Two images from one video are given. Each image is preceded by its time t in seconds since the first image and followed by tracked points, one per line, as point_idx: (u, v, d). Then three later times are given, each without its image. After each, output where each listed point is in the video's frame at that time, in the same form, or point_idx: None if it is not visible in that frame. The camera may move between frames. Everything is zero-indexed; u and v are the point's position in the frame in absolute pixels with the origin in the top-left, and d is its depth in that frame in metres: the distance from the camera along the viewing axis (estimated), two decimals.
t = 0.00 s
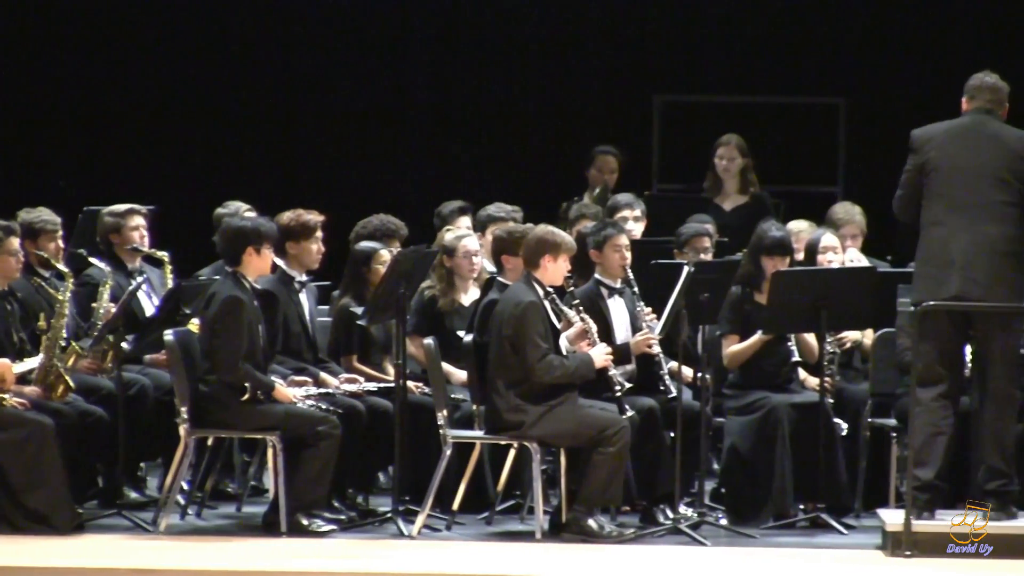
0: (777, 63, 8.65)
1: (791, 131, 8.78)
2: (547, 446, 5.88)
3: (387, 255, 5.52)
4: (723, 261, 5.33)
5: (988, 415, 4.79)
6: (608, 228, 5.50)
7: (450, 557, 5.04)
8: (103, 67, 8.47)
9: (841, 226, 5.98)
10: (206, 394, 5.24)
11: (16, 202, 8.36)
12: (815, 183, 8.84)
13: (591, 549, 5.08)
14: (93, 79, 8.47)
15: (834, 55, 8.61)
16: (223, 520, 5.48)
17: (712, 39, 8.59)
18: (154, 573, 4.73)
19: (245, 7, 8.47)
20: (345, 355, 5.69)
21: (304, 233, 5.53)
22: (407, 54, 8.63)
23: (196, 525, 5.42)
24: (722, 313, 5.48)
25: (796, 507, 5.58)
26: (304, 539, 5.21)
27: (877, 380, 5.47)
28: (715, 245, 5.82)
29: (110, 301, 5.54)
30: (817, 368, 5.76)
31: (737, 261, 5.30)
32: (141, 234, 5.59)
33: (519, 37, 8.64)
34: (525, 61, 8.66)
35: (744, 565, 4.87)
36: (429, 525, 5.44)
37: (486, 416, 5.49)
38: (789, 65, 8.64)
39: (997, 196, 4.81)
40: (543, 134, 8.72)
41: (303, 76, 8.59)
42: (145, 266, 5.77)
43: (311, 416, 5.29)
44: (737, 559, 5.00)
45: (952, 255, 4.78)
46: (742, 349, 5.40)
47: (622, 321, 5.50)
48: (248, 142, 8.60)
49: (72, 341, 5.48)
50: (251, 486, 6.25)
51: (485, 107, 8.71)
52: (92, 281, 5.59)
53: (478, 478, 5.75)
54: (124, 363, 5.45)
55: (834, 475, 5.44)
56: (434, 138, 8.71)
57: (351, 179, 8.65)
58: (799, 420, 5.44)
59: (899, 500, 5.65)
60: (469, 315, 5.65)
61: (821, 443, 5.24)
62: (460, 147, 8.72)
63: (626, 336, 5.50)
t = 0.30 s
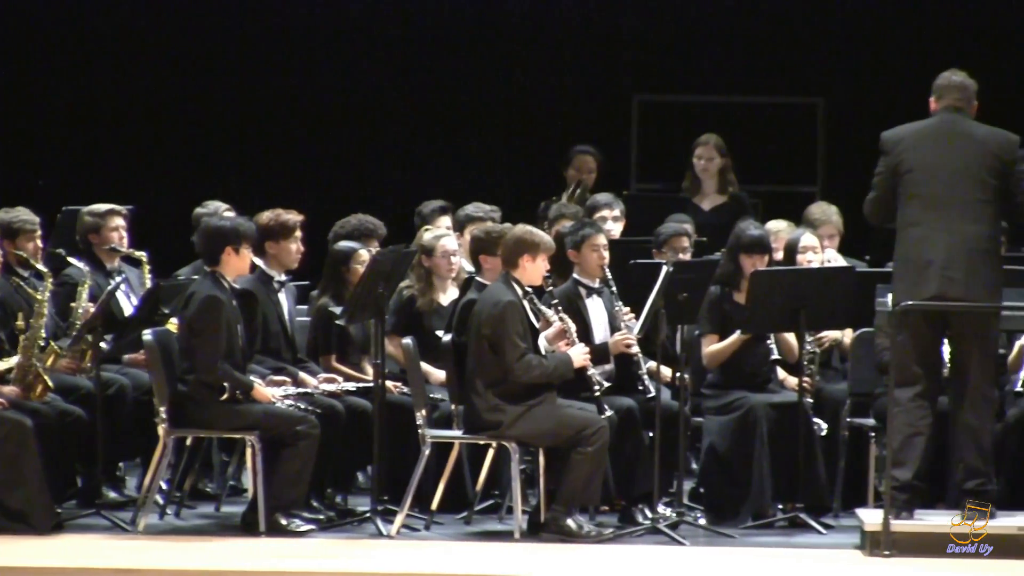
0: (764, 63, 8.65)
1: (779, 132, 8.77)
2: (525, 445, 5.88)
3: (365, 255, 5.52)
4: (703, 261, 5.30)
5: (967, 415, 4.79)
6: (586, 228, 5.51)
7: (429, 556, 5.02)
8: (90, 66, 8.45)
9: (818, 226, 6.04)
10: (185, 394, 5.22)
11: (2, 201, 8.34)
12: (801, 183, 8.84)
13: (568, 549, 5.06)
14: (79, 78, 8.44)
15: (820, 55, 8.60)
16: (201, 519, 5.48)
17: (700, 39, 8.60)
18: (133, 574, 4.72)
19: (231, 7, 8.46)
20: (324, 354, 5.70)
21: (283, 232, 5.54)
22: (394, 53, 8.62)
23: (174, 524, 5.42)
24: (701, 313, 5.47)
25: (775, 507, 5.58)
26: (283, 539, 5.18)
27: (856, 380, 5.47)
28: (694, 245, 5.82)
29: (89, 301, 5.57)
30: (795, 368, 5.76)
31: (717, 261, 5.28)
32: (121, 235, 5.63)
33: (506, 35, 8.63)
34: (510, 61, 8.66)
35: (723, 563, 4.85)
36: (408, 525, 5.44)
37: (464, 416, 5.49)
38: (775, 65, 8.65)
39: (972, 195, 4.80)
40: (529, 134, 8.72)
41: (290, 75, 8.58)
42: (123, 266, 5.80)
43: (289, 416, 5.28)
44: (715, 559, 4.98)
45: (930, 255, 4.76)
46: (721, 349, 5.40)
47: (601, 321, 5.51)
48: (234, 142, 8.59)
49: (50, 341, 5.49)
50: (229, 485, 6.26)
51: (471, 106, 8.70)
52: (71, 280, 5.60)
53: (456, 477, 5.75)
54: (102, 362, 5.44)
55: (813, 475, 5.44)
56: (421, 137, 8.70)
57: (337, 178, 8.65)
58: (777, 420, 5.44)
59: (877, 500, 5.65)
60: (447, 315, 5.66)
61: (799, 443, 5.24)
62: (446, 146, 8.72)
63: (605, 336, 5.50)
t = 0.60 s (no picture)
0: (751, 63, 8.68)
1: (766, 132, 8.82)
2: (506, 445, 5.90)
3: (346, 254, 5.55)
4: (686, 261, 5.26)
5: (945, 415, 4.79)
6: (566, 228, 5.52)
7: (410, 555, 5.02)
8: (78, 66, 8.46)
9: (799, 225, 6.10)
10: (166, 393, 5.21)
11: None
12: (789, 183, 8.86)
13: (549, 549, 5.05)
14: (67, 78, 8.45)
15: (807, 54, 8.61)
16: (182, 519, 5.49)
17: (686, 39, 8.65)
18: (113, 573, 4.71)
19: (219, 7, 8.50)
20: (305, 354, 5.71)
21: (263, 232, 5.55)
22: (381, 54, 8.65)
23: (155, 524, 5.42)
24: (681, 313, 5.48)
25: (756, 507, 5.58)
26: (264, 539, 5.17)
27: (836, 380, 5.49)
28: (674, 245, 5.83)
29: (69, 301, 5.58)
30: (776, 368, 5.78)
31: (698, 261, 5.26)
32: (101, 234, 5.64)
33: (493, 36, 8.68)
34: (497, 61, 8.71)
35: (704, 561, 4.85)
36: (389, 525, 5.44)
37: (445, 416, 5.49)
38: (762, 65, 8.68)
39: (952, 193, 4.77)
40: (517, 134, 8.76)
41: (277, 75, 8.61)
42: (104, 266, 5.82)
43: (270, 416, 5.26)
44: (696, 557, 4.97)
45: (909, 254, 4.73)
46: (701, 348, 5.41)
47: (581, 320, 5.51)
48: (224, 142, 8.63)
49: (30, 341, 5.50)
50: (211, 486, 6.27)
51: (459, 107, 8.75)
52: (51, 280, 5.61)
53: (438, 477, 5.76)
54: (83, 362, 5.45)
55: (793, 475, 5.45)
56: (408, 137, 8.74)
57: (325, 179, 8.68)
58: (758, 420, 5.44)
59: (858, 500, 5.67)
60: (428, 314, 5.67)
61: (780, 442, 5.24)
62: (434, 147, 8.76)
63: (585, 335, 5.51)
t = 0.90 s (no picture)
0: (738, 63, 8.72)
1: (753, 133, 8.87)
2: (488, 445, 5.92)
3: (328, 254, 5.58)
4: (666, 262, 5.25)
5: (926, 415, 4.78)
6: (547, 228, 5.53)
7: (393, 555, 5.01)
8: (68, 66, 8.47)
9: (782, 225, 6.13)
10: (148, 393, 5.20)
11: None
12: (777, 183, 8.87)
13: (531, 548, 5.03)
14: (56, 78, 8.46)
15: (793, 55, 8.68)
16: (164, 519, 5.49)
17: (673, 39, 8.69)
18: (94, 573, 4.70)
19: (208, 8, 8.53)
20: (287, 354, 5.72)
21: (246, 232, 5.58)
22: (370, 53, 8.67)
23: (137, 524, 5.42)
24: (663, 312, 5.48)
25: (738, 507, 5.58)
26: (246, 539, 5.16)
27: (817, 380, 5.49)
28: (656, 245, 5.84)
29: (51, 301, 5.59)
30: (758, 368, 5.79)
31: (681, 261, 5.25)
32: (83, 233, 5.70)
33: (482, 37, 8.71)
34: (485, 61, 8.74)
35: (687, 560, 4.85)
36: (372, 525, 5.43)
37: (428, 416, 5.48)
38: (749, 65, 8.72)
39: (940, 195, 4.74)
40: (505, 134, 8.78)
41: (266, 75, 8.63)
42: (86, 266, 5.83)
43: (252, 415, 5.25)
44: (678, 557, 4.96)
45: (894, 254, 4.71)
46: (683, 348, 5.41)
47: (563, 320, 5.51)
48: (212, 142, 8.63)
49: (12, 341, 5.47)
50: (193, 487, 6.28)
51: (447, 106, 8.76)
52: (34, 280, 5.62)
53: (420, 478, 5.77)
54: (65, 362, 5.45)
55: (775, 475, 5.46)
56: (396, 137, 8.75)
57: (314, 178, 8.68)
58: (740, 420, 5.45)
59: (839, 500, 5.68)
60: (410, 314, 5.68)
61: (762, 442, 5.24)
62: (422, 147, 8.76)
63: (567, 335, 5.50)
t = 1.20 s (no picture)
0: (728, 64, 8.74)
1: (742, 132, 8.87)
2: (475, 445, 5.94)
3: (315, 254, 5.58)
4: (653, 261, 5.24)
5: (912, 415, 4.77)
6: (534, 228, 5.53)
7: (379, 555, 5.00)
8: (60, 66, 8.47)
9: (770, 225, 6.14)
10: (135, 393, 5.18)
11: None
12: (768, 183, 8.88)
13: (517, 548, 5.02)
14: (48, 79, 8.47)
15: (784, 55, 8.69)
16: (151, 518, 5.50)
17: (664, 39, 8.72)
18: (80, 573, 4.69)
19: (201, 8, 8.55)
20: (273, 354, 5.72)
21: (232, 231, 5.59)
22: (361, 54, 8.68)
23: (124, 524, 5.42)
24: (651, 312, 5.48)
25: (724, 507, 5.58)
26: (231, 539, 5.14)
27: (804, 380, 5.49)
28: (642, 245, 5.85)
29: (39, 300, 5.60)
30: (744, 368, 5.81)
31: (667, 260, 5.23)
32: (70, 233, 5.70)
33: (473, 37, 8.72)
34: (476, 61, 8.75)
35: (673, 560, 4.84)
36: (358, 525, 5.43)
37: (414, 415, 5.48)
38: (740, 65, 8.74)
39: (929, 194, 4.72)
40: (496, 134, 8.79)
41: (258, 75, 8.65)
42: (73, 266, 5.84)
43: (238, 415, 5.23)
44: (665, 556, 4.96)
45: (882, 255, 4.70)
46: (670, 348, 5.41)
47: (550, 320, 5.52)
48: (203, 142, 8.65)
49: None
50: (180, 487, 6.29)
51: (439, 107, 8.77)
52: (21, 280, 5.63)
53: (407, 477, 5.77)
54: (52, 362, 5.47)
55: (761, 474, 5.46)
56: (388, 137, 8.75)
57: (305, 178, 8.69)
58: (726, 420, 5.44)
59: (826, 500, 5.68)
60: (397, 314, 5.70)
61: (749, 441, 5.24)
62: (414, 147, 8.76)
63: (554, 335, 5.50)
